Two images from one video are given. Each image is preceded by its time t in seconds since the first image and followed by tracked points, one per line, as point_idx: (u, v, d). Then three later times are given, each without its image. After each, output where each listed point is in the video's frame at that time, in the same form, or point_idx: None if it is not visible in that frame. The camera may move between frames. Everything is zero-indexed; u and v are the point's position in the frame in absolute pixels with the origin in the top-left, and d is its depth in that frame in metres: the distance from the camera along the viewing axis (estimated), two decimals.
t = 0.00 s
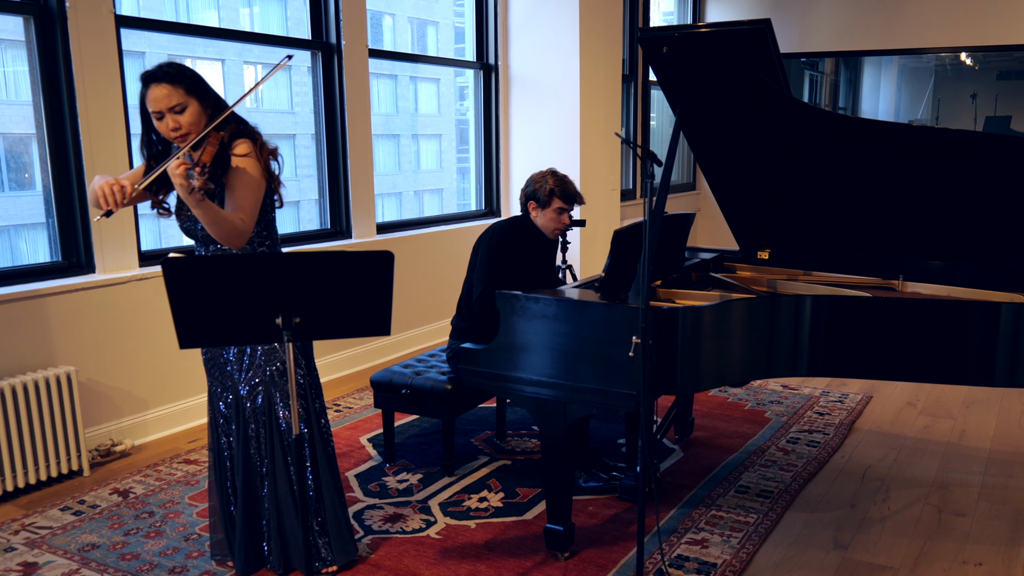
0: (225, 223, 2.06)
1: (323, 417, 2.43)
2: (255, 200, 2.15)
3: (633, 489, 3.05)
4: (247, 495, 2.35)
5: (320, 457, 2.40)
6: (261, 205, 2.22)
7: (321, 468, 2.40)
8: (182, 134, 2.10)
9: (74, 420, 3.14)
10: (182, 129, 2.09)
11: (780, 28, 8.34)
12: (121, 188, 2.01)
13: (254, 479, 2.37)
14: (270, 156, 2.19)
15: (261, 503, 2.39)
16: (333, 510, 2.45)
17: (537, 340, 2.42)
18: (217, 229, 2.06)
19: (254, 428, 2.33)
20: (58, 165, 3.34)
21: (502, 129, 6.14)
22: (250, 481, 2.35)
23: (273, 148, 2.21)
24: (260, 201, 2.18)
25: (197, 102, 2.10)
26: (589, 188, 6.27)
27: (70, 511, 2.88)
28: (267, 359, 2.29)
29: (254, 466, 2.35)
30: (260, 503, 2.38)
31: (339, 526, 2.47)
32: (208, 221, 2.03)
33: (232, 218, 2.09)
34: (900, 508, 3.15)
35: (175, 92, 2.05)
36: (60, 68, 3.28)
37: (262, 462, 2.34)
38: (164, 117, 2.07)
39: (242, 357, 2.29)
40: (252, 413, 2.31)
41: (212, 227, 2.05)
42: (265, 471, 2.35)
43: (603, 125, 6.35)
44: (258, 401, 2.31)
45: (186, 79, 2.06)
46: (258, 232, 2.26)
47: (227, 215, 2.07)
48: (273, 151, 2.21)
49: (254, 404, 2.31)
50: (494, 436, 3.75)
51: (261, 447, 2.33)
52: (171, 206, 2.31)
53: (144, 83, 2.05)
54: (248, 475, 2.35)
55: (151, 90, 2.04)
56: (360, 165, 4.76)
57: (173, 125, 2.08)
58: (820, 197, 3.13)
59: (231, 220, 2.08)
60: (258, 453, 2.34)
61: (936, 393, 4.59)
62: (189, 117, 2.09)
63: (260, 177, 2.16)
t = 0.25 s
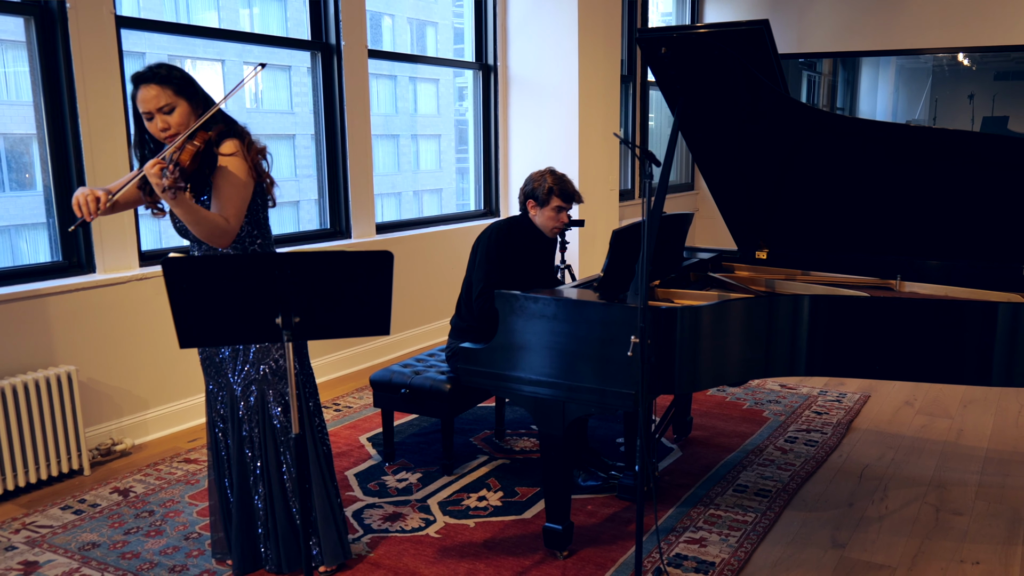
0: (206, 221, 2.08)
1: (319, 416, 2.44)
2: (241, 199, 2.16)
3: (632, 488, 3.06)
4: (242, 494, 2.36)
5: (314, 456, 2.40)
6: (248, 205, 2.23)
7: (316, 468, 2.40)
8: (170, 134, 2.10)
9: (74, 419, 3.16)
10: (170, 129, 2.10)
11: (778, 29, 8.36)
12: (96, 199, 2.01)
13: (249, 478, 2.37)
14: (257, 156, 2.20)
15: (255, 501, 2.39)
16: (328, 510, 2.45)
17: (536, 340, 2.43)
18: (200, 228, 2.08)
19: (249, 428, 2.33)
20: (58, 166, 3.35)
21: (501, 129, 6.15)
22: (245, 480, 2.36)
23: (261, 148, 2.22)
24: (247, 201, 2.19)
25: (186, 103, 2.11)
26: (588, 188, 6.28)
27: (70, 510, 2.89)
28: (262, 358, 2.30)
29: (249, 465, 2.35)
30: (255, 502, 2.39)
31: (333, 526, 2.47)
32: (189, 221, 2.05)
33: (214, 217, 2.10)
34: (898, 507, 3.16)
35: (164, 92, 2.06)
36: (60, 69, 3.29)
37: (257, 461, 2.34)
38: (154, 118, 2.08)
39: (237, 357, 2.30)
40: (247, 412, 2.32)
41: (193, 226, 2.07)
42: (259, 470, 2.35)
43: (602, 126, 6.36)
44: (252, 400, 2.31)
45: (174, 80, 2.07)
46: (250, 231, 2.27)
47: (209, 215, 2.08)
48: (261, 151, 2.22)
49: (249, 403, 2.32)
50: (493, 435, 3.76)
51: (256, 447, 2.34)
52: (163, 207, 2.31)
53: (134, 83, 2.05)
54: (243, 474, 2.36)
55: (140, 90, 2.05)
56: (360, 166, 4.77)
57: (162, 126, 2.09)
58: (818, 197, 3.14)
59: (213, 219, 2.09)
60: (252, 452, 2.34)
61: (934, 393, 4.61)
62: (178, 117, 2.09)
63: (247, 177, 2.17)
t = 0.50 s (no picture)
0: (200, 220, 2.10)
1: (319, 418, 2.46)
2: (234, 199, 2.17)
3: (630, 487, 3.08)
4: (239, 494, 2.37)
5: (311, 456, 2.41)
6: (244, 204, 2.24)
7: (313, 468, 2.41)
8: (166, 134, 2.12)
9: (75, 418, 3.17)
10: (166, 129, 2.12)
11: (776, 29, 8.38)
12: (78, 209, 2.12)
13: (246, 478, 2.38)
14: (253, 155, 2.21)
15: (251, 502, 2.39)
16: (324, 510, 2.46)
17: (534, 339, 2.44)
18: (192, 227, 2.09)
19: (247, 427, 2.34)
20: (58, 166, 3.36)
21: (500, 130, 6.16)
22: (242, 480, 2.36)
23: (257, 147, 2.22)
24: (242, 201, 2.20)
25: (183, 102, 2.12)
26: (586, 188, 6.29)
27: (71, 509, 2.90)
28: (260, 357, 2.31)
29: (246, 465, 2.36)
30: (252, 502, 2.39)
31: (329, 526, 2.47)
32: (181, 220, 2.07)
33: (207, 216, 2.12)
34: (896, 506, 3.17)
35: (160, 93, 2.08)
36: (61, 69, 3.30)
37: (254, 461, 2.35)
38: (150, 117, 2.10)
39: (235, 356, 2.31)
40: (245, 412, 2.33)
41: (185, 225, 2.09)
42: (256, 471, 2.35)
43: (600, 126, 6.37)
44: (250, 400, 2.32)
45: (170, 80, 2.09)
46: (247, 231, 2.28)
47: (201, 214, 2.10)
48: (257, 150, 2.22)
49: (247, 402, 2.33)
50: (492, 435, 3.78)
51: (253, 446, 2.34)
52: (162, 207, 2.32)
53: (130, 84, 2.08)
54: (240, 474, 2.37)
55: (136, 91, 2.07)
56: (359, 166, 4.78)
57: (158, 125, 2.10)
58: (816, 197, 3.15)
59: (205, 218, 2.11)
60: (250, 452, 2.35)
61: (931, 392, 4.62)
62: (174, 117, 2.11)
63: (241, 177, 2.18)
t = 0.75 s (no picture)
0: (200, 221, 2.11)
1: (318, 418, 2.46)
2: (234, 199, 2.17)
3: (629, 486, 3.09)
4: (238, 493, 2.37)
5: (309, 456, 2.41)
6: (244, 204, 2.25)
7: (311, 468, 2.42)
8: (166, 134, 2.13)
9: (76, 417, 3.18)
10: (166, 129, 2.13)
11: (774, 30, 8.39)
12: (68, 219, 2.08)
13: (245, 477, 2.38)
14: (253, 155, 2.21)
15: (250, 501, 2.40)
16: (322, 509, 2.46)
17: (533, 339, 2.45)
18: (193, 228, 2.10)
19: (246, 426, 2.35)
20: (59, 166, 3.36)
21: (499, 130, 6.17)
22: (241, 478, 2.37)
23: (257, 148, 2.23)
24: (241, 201, 2.20)
25: (183, 102, 2.13)
26: (585, 188, 6.30)
27: (71, 508, 2.90)
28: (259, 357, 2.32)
29: (245, 464, 2.37)
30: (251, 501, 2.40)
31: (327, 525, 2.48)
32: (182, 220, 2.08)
33: (207, 217, 2.13)
34: (893, 505, 3.18)
35: (160, 93, 2.09)
36: (61, 70, 3.30)
37: (253, 460, 2.36)
38: (150, 118, 2.11)
39: (235, 356, 2.32)
40: (244, 411, 2.34)
41: (186, 225, 2.10)
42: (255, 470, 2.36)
43: (599, 127, 6.38)
44: (249, 399, 2.33)
45: (170, 80, 2.10)
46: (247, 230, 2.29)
47: (202, 215, 2.11)
48: (257, 150, 2.23)
49: (247, 401, 2.34)
50: (491, 434, 3.79)
51: (252, 446, 2.35)
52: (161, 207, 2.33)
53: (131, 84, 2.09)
54: (240, 473, 2.38)
55: (136, 91, 2.08)
56: (358, 166, 4.79)
57: (158, 125, 2.12)
58: (814, 197, 3.17)
59: (206, 219, 2.11)
60: (249, 451, 2.36)
61: (929, 391, 4.64)
62: (174, 117, 2.12)
63: (241, 177, 2.18)
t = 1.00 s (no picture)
0: (207, 223, 2.11)
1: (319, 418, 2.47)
2: (237, 199, 2.18)
3: (628, 486, 3.10)
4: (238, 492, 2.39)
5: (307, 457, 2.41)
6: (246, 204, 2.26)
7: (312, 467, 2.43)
8: (169, 135, 2.14)
9: (76, 417, 3.19)
10: (169, 130, 2.13)
11: (773, 31, 8.41)
12: (63, 228, 2.05)
13: (245, 475, 2.40)
14: (255, 156, 2.23)
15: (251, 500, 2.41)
16: (320, 508, 2.47)
17: (532, 338, 2.46)
18: (199, 229, 2.11)
19: (247, 426, 2.36)
20: (59, 167, 3.37)
21: (498, 130, 6.18)
22: (242, 477, 2.39)
23: (258, 148, 2.24)
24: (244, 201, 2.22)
25: (185, 103, 2.14)
26: (583, 189, 6.31)
27: (72, 508, 2.91)
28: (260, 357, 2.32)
29: (246, 462, 2.38)
30: (251, 500, 2.41)
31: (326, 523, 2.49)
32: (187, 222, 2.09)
33: (212, 217, 2.13)
34: (891, 504, 3.20)
35: (163, 93, 2.09)
36: (62, 70, 3.31)
37: (253, 459, 2.37)
38: (152, 118, 2.11)
39: (236, 356, 2.34)
40: (244, 411, 2.35)
41: (192, 226, 2.10)
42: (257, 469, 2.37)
43: (598, 127, 6.39)
44: (249, 399, 2.34)
45: (173, 81, 2.10)
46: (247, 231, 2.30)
47: (207, 216, 2.11)
48: (258, 151, 2.24)
49: (248, 401, 2.34)
50: (490, 433, 3.80)
51: (254, 445, 2.36)
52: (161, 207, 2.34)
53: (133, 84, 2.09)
54: (241, 472, 2.39)
55: (138, 92, 2.08)
56: (358, 166, 4.80)
57: (160, 126, 2.12)
58: (812, 197, 3.18)
59: (211, 220, 2.12)
60: (248, 449, 2.37)
61: (926, 391, 4.65)
62: (176, 118, 2.13)
63: (243, 177, 2.20)
